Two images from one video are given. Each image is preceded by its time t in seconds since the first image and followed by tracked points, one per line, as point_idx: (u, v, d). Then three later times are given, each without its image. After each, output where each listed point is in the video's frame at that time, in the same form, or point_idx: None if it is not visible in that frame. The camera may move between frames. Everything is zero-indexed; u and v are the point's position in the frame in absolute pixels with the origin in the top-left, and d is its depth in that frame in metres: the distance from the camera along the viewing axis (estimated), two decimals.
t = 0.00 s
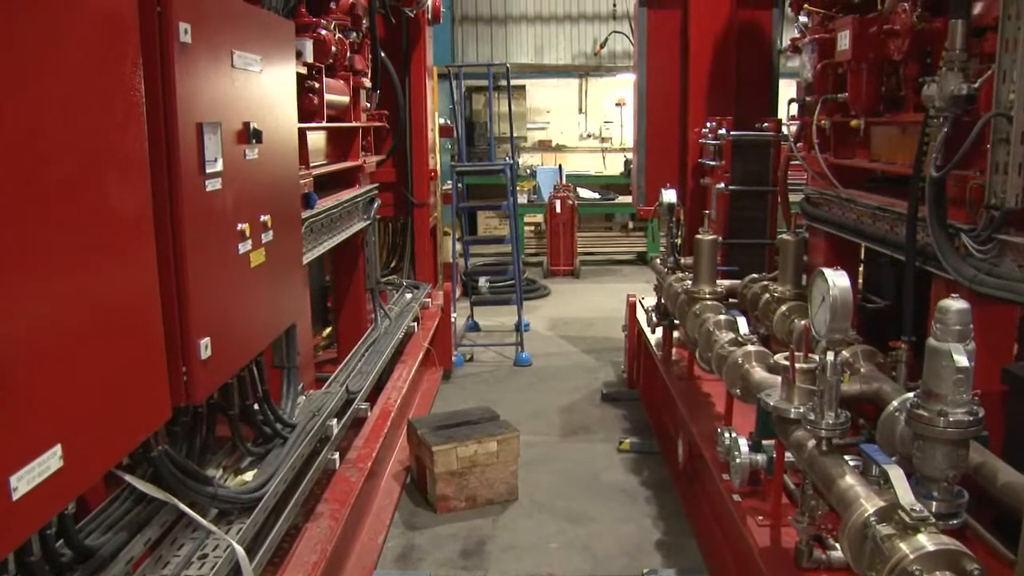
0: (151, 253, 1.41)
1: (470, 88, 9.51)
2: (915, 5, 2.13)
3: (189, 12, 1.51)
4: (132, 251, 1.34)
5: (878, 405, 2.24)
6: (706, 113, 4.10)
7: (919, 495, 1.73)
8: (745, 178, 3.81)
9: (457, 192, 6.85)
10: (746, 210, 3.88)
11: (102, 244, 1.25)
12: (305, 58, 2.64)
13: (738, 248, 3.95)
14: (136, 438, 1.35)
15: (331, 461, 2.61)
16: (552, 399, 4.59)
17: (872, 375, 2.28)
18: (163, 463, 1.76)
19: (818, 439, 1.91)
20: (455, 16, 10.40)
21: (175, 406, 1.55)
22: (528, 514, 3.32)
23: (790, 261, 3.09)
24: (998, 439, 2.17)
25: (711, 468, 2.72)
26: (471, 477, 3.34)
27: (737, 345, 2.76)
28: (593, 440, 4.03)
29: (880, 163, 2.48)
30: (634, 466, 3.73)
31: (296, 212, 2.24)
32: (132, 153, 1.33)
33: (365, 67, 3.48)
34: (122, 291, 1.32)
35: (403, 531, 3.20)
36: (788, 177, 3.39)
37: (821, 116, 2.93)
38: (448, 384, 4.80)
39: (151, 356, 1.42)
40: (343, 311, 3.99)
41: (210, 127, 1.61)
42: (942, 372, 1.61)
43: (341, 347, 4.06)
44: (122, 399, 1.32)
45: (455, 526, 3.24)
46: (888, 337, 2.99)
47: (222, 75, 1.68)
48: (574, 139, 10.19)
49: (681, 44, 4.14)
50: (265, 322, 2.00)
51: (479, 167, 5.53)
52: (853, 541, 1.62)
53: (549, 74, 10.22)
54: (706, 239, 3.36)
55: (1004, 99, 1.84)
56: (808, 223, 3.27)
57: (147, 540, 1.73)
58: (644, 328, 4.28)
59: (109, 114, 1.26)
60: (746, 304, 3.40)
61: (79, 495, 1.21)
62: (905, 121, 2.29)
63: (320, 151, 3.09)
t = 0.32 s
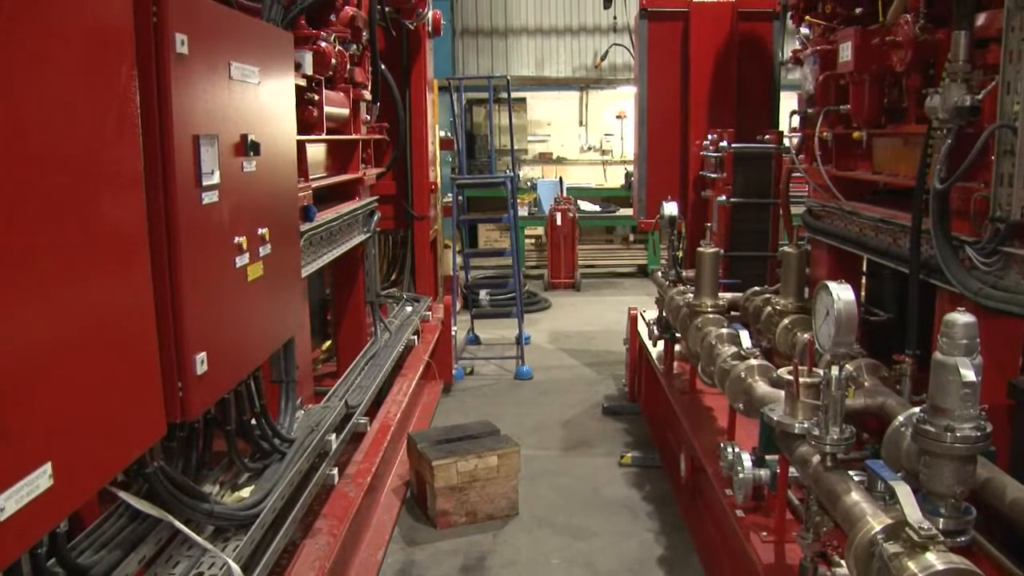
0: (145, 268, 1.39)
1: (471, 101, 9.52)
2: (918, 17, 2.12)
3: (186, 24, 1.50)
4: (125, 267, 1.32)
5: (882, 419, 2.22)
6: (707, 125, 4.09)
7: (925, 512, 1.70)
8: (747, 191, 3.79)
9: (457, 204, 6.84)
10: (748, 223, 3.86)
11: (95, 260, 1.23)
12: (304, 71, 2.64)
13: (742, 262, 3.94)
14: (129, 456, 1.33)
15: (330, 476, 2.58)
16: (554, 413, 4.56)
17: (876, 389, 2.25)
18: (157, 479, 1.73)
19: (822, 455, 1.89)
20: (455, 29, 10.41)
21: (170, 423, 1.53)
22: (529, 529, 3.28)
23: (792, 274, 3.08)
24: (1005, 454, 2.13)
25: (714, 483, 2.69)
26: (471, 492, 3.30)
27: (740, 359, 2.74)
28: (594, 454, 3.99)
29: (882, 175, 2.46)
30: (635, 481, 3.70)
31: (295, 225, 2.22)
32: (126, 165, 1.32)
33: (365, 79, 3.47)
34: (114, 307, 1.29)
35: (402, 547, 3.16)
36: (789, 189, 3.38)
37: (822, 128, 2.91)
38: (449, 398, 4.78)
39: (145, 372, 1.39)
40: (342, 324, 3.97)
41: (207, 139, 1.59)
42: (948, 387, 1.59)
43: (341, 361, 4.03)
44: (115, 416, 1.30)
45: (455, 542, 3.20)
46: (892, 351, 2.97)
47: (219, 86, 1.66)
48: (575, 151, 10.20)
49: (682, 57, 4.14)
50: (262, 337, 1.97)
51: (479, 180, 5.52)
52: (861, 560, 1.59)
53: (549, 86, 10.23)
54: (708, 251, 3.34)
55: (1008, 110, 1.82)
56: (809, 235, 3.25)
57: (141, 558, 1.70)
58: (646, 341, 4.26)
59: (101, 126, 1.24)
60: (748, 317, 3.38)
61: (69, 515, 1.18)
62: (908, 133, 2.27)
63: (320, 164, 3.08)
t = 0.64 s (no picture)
0: (138, 282, 1.37)
1: (471, 114, 9.53)
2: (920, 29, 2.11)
3: (181, 35, 1.48)
4: (118, 281, 1.30)
5: (887, 434, 2.18)
6: (708, 138, 4.08)
7: (933, 530, 1.66)
8: (747, 204, 3.77)
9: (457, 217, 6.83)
10: (749, 235, 3.84)
11: (87, 274, 1.21)
12: (303, 83, 2.64)
13: (744, 275, 3.92)
14: (121, 474, 1.30)
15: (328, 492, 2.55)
16: (554, 427, 4.52)
17: (880, 404, 2.21)
18: (151, 496, 1.70)
19: (827, 471, 1.86)
20: (455, 42, 10.42)
21: (164, 440, 1.50)
22: (529, 545, 3.24)
23: (794, 288, 3.06)
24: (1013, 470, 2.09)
25: (716, 498, 2.65)
26: (471, 507, 3.26)
27: (742, 373, 2.71)
28: (595, 469, 3.96)
29: (885, 187, 2.44)
30: (637, 496, 3.66)
31: (293, 238, 2.19)
32: (120, 177, 1.30)
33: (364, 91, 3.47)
34: (107, 321, 1.27)
35: (401, 563, 3.12)
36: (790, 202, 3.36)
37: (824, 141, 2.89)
38: (448, 412, 4.74)
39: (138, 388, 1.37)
40: (341, 338, 3.94)
41: (202, 151, 1.57)
42: (955, 403, 1.56)
43: (339, 375, 4.00)
44: (107, 433, 1.27)
45: (454, 558, 3.16)
46: (896, 365, 2.93)
47: (216, 98, 1.65)
48: (575, 164, 10.20)
49: (683, 69, 4.14)
50: (259, 351, 1.95)
51: (480, 193, 5.51)
52: None
53: (550, 99, 10.25)
54: (709, 264, 3.32)
55: (1013, 122, 1.80)
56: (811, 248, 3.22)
57: None
58: (647, 355, 4.23)
59: (94, 137, 1.22)
60: (749, 330, 3.36)
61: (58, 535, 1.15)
62: (910, 145, 2.25)
63: (319, 176, 3.07)
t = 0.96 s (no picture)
0: (130, 293, 1.34)
1: (471, 125, 9.53)
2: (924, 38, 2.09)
3: (176, 42, 1.46)
4: (109, 293, 1.27)
5: (892, 447, 2.14)
6: (709, 149, 4.07)
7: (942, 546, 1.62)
8: (749, 215, 3.75)
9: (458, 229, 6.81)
10: (750, 247, 3.81)
11: (77, 284, 1.18)
12: (302, 93, 2.63)
13: (747, 286, 3.90)
14: (111, 492, 1.27)
15: (325, 507, 2.51)
16: (555, 440, 4.48)
17: (885, 417, 2.17)
18: (144, 513, 1.67)
19: (833, 486, 1.83)
20: (456, 54, 10.43)
21: (156, 455, 1.47)
22: (529, 559, 3.20)
23: (797, 300, 3.03)
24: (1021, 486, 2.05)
25: (720, 513, 2.62)
26: (471, 521, 3.22)
27: (745, 386, 2.68)
28: (597, 482, 3.92)
29: (888, 198, 2.42)
30: (638, 509, 3.62)
31: (291, 249, 2.17)
32: (112, 186, 1.27)
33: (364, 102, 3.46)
34: (97, 336, 1.24)
35: None
36: (793, 214, 3.34)
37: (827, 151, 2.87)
38: (448, 425, 4.71)
39: (130, 401, 1.34)
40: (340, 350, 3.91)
41: (197, 161, 1.55)
42: (964, 416, 1.53)
43: (338, 388, 3.97)
44: (97, 449, 1.24)
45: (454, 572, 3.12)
46: (901, 378, 2.90)
47: (211, 107, 1.63)
48: (576, 176, 10.20)
49: (683, 80, 4.13)
50: (256, 364, 1.92)
51: (480, 204, 5.49)
52: None
53: (551, 111, 10.26)
54: (711, 276, 3.29)
55: (1019, 131, 1.78)
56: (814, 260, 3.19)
57: None
58: (648, 367, 4.19)
59: (85, 144, 1.20)
60: (752, 342, 3.33)
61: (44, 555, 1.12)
62: (914, 155, 2.23)
63: (318, 187, 3.05)
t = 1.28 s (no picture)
0: (123, 306, 1.32)
1: (471, 137, 9.53)
2: (926, 47, 2.08)
3: (171, 51, 1.44)
4: (101, 305, 1.25)
5: (897, 460, 2.10)
6: (709, 160, 4.05)
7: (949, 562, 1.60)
8: (750, 226, 3.73)
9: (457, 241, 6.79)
10: (751, 258, 3.79)
11: (67, 296, 1.16)
12: (299, 104, 2.61)
13: (747, 298, 3.87)
14: (102, 508, 1.25)
15: (323, 522, 2.48)
16: (555, 453, 4.44)
17: (889, 429, 2.13)
18: (138, 529, 1.64)
19: (837, 501, 1.79)
20: (455, 65, 10.45)
21: (149, 471, 1.45)
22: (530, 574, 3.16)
23: (799, 312, 3.01)
24: None
25: (722, 527, 2.58)
26: (470, 536, 3.18)
27: (748, 399, 2.65)
28: (597, 495, 3.88)
29: (890, 209, 2.40)
30: (639, 523, 3.58)
31: (288, 260, 2.15)
32: (104, 198, 1.25)
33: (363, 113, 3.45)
34: (88, 349, 1.22)
35: None
36: (793, 225, 3.32)
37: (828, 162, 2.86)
38: (448, 438, 4.67)
39: (122, 415, 1.32)
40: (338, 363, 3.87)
41: (191, 172, 1.53)
42: (971, 430, 1.50)
43: (337, 400, 3.94)
44: (88, 463, 1.22)
45: None
46: (904, 390, 2.87)
47: (207, 116, 1.61)
48: (575, 187, 10.19)
49: (683, 91, 4.12)
50: (252, 377, 1.89)
51: (480, 215, 5.48)
52: None
53: (550, 123, 10.27)
54: (712, 287, 3.26)
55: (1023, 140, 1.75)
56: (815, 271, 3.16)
57: None
58: (649, 380, 4.16)
59: (77, 155, 1.18)
60: (753, 354, 3.31)
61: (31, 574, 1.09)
62: (916, 165, 2.22)
63: (316, 198, 3.03)
